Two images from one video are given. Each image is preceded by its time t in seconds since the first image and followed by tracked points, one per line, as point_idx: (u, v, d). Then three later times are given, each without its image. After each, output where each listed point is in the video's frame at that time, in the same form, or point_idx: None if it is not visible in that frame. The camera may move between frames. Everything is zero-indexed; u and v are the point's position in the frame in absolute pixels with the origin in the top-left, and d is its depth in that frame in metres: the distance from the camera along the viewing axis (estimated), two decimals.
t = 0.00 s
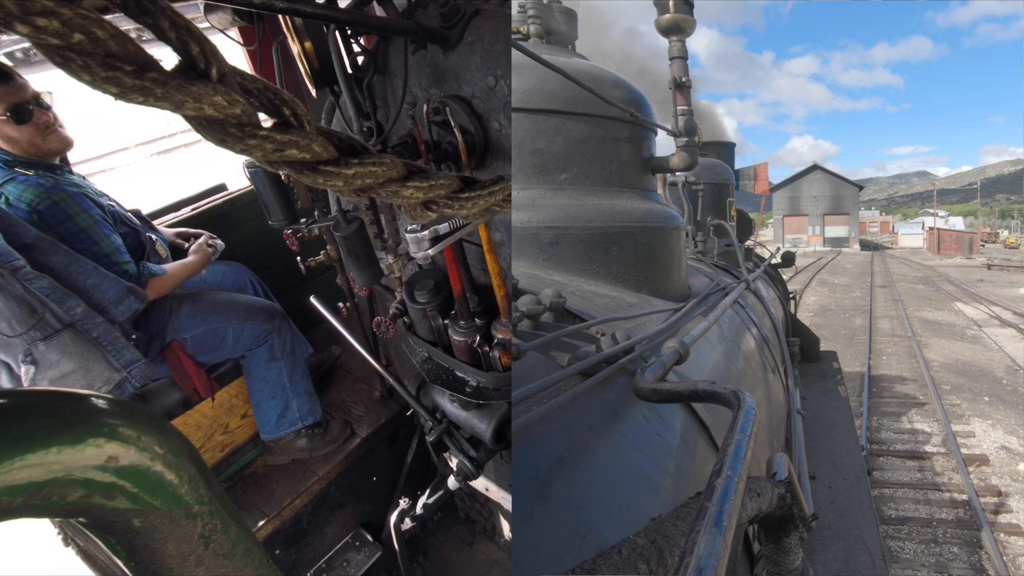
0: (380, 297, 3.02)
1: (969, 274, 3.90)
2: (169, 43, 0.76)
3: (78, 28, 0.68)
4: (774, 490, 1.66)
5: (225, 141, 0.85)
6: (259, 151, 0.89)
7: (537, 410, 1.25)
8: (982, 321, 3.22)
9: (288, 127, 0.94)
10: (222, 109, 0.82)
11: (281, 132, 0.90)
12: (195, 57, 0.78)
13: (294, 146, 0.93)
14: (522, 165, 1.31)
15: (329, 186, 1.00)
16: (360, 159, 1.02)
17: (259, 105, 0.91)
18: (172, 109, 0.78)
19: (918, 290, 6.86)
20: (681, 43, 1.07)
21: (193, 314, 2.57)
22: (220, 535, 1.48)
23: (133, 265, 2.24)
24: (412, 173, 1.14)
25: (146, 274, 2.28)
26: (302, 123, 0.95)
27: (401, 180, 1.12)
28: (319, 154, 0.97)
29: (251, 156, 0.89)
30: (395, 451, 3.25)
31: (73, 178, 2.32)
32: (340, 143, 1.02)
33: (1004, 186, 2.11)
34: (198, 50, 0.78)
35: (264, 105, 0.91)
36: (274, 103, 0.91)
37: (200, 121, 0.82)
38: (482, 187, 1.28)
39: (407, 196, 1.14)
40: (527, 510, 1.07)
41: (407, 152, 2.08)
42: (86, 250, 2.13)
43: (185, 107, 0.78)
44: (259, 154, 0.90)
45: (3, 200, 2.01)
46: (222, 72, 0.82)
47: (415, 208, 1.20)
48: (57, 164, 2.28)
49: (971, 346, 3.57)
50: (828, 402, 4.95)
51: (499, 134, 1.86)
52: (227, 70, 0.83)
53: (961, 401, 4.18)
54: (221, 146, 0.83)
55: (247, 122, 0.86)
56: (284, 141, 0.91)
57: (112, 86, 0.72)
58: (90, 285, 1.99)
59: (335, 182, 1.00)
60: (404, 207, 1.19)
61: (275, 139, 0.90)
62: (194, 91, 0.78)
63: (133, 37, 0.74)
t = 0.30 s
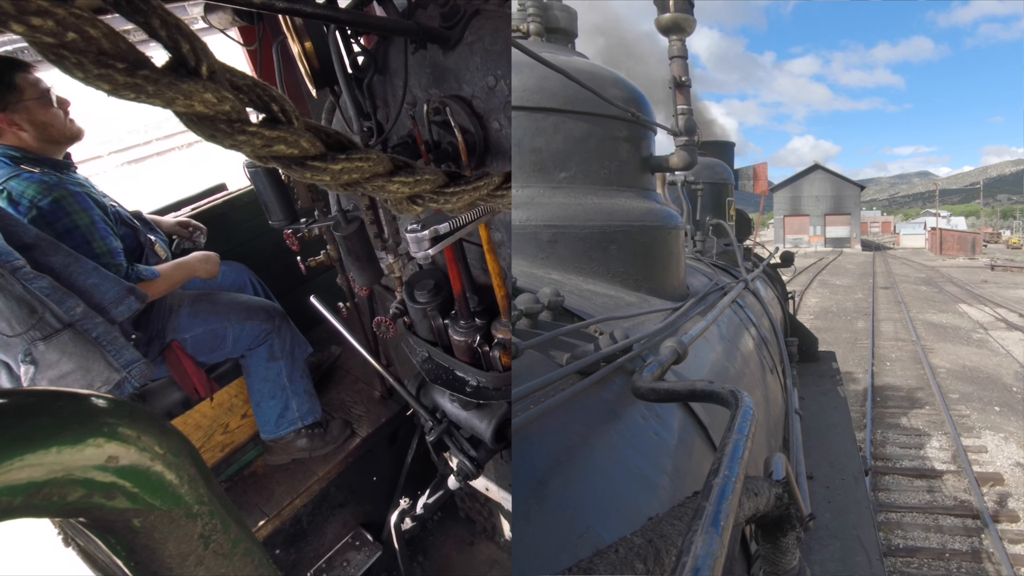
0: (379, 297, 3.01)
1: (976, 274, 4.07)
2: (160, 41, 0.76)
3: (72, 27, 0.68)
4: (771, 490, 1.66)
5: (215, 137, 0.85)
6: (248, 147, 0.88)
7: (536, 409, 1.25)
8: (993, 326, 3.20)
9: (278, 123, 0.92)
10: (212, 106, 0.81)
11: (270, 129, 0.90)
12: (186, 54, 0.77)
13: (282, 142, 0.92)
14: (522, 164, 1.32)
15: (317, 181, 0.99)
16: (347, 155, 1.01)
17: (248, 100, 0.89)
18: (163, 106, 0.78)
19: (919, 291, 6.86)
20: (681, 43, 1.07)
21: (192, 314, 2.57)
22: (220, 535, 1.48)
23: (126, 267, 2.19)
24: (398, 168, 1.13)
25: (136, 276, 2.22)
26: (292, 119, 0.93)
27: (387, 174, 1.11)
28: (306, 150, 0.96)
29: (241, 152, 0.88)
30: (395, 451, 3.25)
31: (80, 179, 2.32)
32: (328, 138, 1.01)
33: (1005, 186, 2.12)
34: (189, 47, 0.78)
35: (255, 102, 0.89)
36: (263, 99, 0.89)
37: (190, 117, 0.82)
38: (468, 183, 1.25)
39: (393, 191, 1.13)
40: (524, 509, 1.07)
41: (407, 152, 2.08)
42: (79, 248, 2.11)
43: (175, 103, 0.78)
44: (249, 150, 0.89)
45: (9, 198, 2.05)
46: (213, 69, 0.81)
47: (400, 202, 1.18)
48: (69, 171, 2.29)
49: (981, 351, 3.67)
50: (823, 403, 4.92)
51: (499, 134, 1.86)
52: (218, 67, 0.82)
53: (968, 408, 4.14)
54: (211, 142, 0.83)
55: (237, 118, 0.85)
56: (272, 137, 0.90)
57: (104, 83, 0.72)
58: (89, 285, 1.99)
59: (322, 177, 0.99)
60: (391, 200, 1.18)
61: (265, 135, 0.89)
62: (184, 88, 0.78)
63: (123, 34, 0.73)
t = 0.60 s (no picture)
0: (378, 296, 3.00)
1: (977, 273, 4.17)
2: (149, 38, 0.78)
3: (63, 24, 0.70)
4: (771, 490, 1.66)
5: (203, 131, 0.87)
6: (235, 141, 0.92)
7: (536, 409, 1.25)
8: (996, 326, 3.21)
9: (265, 118, 0.95)
10: (200, 101, 0.84)
11: (257, 124, 0.93)
12: (174, 51, 0.79)
13: (268, 137, 0.95)
14: (522, 163, 1.33)
15: (303, 174, 1.05)
16: (332, 150, 1.07)
17: (236, 96, 0.91)
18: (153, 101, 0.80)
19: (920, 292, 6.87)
20: (682, 43, 1.08)
21: (190, 312, 2.56)
22: (218, 534, 1.47)
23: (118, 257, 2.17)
24: (382, 162, 1.20)
25: (130, 269, 2.19)
26: (278, 114, 0.96)
27: (372, 168, 1.17)
28: (294, 144, 1.01)
29: (228, 145, 0.92)
30: (394, 450, 3.24)
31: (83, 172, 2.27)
32: (314, 133, 1.06)
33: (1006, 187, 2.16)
34: (177, 44, 0.80)
35: (242, 96, 0.91)
36: (250, 95, 0.92)
37: (179, 112, 0.85)
38: (451, 179, 1.36)
39: (377, 184, 1.20)
40: (524, 510, 1.08)
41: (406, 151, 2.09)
42: (69, 233, 2.06)
43: (165, 99, 0.80)
44: (237, 144, 0.93)
45: (9, 181, 2.00)
46: (201, 65, 0.83)
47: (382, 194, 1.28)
48: (72, 159, 2.20)
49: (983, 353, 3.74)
50: (825, 403, 4.94)
51: (497, 133, 1.86)
52: (206, 63, 0.84)
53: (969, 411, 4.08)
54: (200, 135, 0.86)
55: (224, 113, 0.88)
56: (259, 132, 0.94)
57: (94, 78, 0.74)
58: (89, 282, 1.98)
59: (308, 171, 1.05)
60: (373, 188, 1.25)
61: (252, 130, 0.92)
62: (173, 84, 0.80)
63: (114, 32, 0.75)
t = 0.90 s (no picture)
0: (378, 296, 3.00)
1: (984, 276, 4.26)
2: (181, 43, 0.73)
3: (84, 24, 0.65)
4: (770, 490, 1.66)
5: (240, 145, 0.78)
6: (275, 156, 0.80)
7: (535, 410, 1.25)
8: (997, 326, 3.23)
9: (307, 130, 0.84)
10: (236, 110, 0.76)
11: (298, 135, 0.81)
12: (209, 56, 0.73)
13: (311, 149, 0.83)
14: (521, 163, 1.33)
15: (349, 192, 0.88)
16: (381, 163, 0.89)
17: (275, 108, 0.82)
18: (184, 112, 0.73)
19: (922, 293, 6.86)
20: (681, 43, 1.08)
21: (191, 312, 2.57)
22: (218, 534, 1.47)
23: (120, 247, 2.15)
24: (436, 177, 0.96)
25: (131, 260, 2.20)
26: (322, 126, 0.85)
27: (425, 185, 0.95)
28: (338, 158, 0.86)
29: (266, 162, 0.81)
30: (394, 449, 3.25)
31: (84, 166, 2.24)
32: (360, 147, 0.90)
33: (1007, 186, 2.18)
34: (211, 49, 0.74)
35: (282, 107, 0.82)
36: (291, 103, 0.81)
37: (213, 123, 0.76)
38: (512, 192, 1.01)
39: (430, 204, 0.96)
40: (523, 510, 1.08)
41: (405, 151, 2.08)
42: (72, 224, 2.01)
43: (196, 109, 0.73)
44: (275, 160, 0.81)
45: (9, 174, 1.95)
46: (237, 73, 0.77)
47: (437, 217, 0.99)
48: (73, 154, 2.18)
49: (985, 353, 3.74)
50: (824, 403, 4.94)
51: (497, 133, 1.86)
52: (243, 71, 0.78)
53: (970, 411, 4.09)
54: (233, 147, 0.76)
55: (262, 125, 0.79)
56: (301, 144, 0.82)
57: (120, 87, 0.68)
58: (88, 287, 1.99)
59: (355, 188, 0.88)
60: (426, 217, 1.01)
61: (293, 142, 0.81)
62: (205, 91, 0.73)
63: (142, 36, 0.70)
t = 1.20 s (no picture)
0: (378, 296, 3.00)
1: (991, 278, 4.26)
2: (188, 52, 0.73)
3: (84, 32, 0.64)
4: (770, 490, 1.66)
5: (246, 156, 0.80)
6: (283, 167, 0.84)
7: (534, 409, 1.25)
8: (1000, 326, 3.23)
9: (317, 141, 0.87)
10: (242, 121, 0.77)
11: (306, 146, 0.84)
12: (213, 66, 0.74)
13: (320, 161, 0.86)
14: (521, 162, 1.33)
15: (361, 204, 0.93)
16: (393, 175, 0.95)
17: (282, 118, 0.84)
18: (189, 122, 0.74)
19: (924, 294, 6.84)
20: (681, 43, 1.09)
21: (192, 312, 2.58)
22: (219, 535, 1.47)
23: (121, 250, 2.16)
24: (449, 190, 1.06)
25: (133, 263, 2.22)
26: (332, 137, 0.88)
27: (438, 197, 1.04)
28: (348, 169, 0.90)
29: (274, 173, 0.84)
30: (394, 450, 3.27)
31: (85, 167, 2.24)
32: (372, 159, 0.96)
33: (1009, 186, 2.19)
34: (217, 58, 0.75)
35: (292, 119, 0.85)
36: (299, 115, 0.85)
37: (218, 134, 0.78)
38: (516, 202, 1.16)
39: (444, 215, 1.05)
40: (523, 511, 1.08)
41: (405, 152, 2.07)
42: (73, 227, 2.01)
43: (202, 118, 0.74)
44: (284, 171, 0.84)
45: (8, 177, 1.94)
46: (244, 82, 0.78)
47: (451, 228, 1.10)
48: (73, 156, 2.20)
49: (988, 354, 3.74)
50: (824, 403, 4.94)
51: (498, 134, 1.87)
52: (250, 81, 0.79)
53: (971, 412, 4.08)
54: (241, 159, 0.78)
55: (269, 135, 0.81)
56: (309, 156, 0.85)
57: (123, 96, 0.69)
58: (89, 284, 1.98)
59: (367, 200, 0.93)
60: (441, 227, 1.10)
61: (301, 153, 0.84)
62: (211, 101, 0.74)
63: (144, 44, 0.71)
